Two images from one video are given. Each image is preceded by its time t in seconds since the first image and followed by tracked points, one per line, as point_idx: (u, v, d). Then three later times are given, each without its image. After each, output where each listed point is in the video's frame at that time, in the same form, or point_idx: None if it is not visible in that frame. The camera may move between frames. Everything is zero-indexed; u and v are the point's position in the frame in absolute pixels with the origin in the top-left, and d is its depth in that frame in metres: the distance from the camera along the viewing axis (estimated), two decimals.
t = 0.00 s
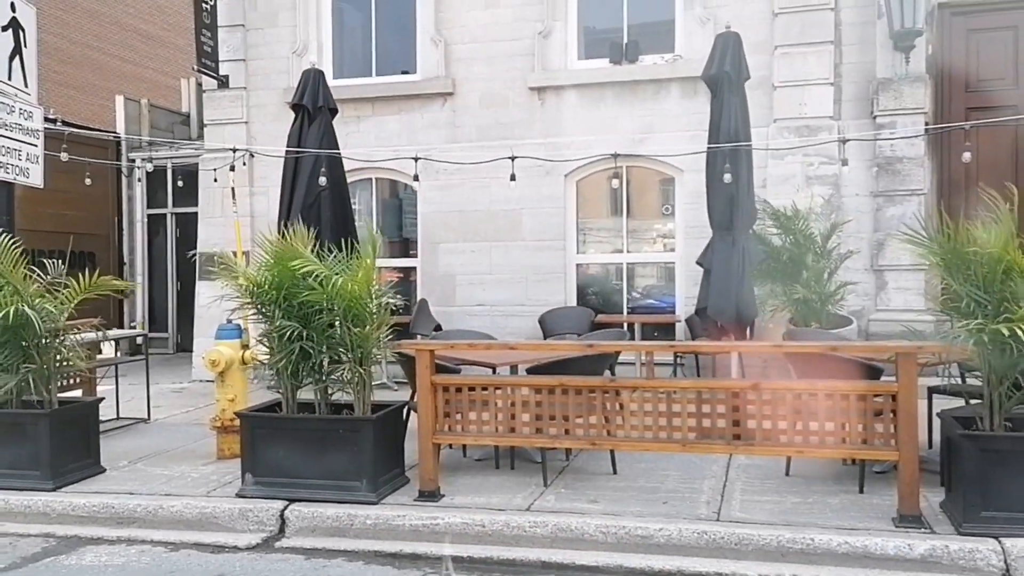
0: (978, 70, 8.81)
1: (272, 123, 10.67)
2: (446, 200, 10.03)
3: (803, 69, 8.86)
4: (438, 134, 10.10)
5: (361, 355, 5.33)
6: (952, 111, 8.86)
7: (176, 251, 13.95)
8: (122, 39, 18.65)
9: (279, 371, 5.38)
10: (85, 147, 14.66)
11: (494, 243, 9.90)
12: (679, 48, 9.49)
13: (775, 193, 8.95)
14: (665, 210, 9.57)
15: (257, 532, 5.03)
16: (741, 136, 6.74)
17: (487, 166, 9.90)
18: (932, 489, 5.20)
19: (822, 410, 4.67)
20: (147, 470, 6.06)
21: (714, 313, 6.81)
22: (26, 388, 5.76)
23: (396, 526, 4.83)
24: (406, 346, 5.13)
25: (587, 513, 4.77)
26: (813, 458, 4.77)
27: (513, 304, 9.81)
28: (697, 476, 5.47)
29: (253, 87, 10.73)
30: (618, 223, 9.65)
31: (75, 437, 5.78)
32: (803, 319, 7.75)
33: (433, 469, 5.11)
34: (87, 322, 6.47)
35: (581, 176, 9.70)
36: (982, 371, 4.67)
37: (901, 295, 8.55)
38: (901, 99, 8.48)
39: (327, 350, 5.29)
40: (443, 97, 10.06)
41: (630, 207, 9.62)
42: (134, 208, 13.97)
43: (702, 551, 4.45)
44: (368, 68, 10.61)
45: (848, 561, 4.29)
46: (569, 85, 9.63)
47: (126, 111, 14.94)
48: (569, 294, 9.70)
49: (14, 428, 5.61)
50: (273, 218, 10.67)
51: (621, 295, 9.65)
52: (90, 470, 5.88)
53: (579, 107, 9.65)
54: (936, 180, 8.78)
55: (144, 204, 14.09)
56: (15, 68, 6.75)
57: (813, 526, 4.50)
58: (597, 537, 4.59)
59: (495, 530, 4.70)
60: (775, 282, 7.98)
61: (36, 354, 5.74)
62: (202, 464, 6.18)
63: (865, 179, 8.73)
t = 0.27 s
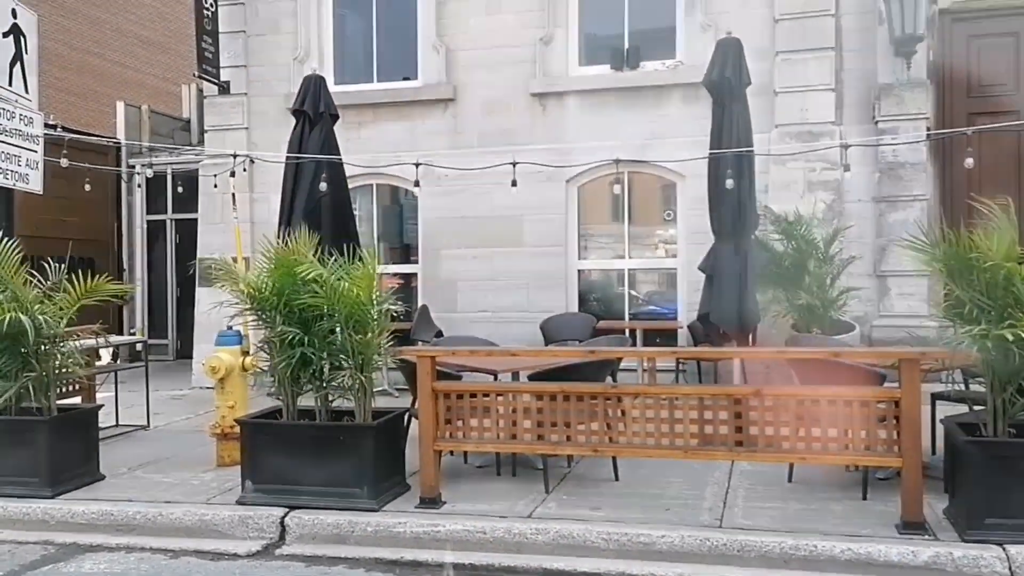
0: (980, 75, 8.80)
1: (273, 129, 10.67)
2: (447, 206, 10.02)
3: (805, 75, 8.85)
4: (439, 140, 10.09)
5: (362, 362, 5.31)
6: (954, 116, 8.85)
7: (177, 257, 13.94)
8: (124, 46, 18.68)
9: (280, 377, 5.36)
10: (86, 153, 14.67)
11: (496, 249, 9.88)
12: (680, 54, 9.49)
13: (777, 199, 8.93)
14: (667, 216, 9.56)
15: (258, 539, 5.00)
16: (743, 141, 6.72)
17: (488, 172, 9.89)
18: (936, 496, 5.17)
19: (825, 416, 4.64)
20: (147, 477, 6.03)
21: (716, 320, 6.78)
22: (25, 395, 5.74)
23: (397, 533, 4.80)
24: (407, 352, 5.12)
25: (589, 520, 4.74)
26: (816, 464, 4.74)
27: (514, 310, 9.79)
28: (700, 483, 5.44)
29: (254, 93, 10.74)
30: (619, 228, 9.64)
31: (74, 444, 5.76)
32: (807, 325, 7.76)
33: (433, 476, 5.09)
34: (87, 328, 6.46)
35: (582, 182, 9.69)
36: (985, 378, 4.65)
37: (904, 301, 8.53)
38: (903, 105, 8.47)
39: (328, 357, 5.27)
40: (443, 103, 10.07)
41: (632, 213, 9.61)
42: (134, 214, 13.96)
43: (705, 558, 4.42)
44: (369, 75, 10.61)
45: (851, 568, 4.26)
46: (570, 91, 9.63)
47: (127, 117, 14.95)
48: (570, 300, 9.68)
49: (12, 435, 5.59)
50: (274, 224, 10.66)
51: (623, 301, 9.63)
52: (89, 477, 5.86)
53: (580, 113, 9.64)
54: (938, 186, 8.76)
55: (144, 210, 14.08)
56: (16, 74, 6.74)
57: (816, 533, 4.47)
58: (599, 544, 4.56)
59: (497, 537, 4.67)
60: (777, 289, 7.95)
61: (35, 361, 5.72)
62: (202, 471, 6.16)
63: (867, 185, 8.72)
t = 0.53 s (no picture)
0: (980, 80, 8.81)
1: (274, 133, 10.68)
2: (447, 210, 10.03)
3: (805, 79, 8.86)
4: (440, 144, 10.10)
5: (361, 366, 5.31)
6: (954, 121, 8.86)
7: (177, 261, 13.94)
8: (125, 50, 18.71)
9: (280, 381, 5.36)
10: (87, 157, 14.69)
11: (496, 253, 9.89)
12: (681, 59, 9.51)
13: (777, 203, 8.94)
14: (667, 220, 9.56)
15: (257, 544, 5.00)
16: (744, 146, 6.72)
17: (489, 176, 9.90)
18: (936, 501, 5.16)
19: (825, 421, 4.64)
20: (147, 480, 6.03)
21: (716, 324, 6.77)
22: (26, 399, 5.74)
23: (397, 538, 4.79)
24: (407, 356, 5.12)
25: (589, 525, 4.74)
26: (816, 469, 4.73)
27: (515, 313, 9.79)
28: (699, 488, 5.44)
29: (255, 97, 10.75)
30: (620, 232, 9.65)
31: (75, 448, 5.76)
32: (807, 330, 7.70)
33: (433, 480, 5.08)
34: (87, 331, 6.46)
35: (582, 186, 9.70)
36: (985, 383, 4.65)
37: (904, 305, 8.53)
38: (904, 110, 8.48)
39: (328, 361, 5.27)
40: (444, 107, 10.08)
41: (632, 217, 9.61)
42: (135, 218, 13.97)
43: (705, 563, 4.42)
44: (370, 79, 10.63)
45: (851, 574, 4.26)
46: (571, 95, 9.64)
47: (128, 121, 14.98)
48: (570, 304, 9.68)
49: (12, 438, 5.59)
50: (274, 228, 10.66)
51: (623, 306, 9.64)
52: (89, 480, 5.86)
53: (580, 117, 9.66)
54: (938, 191, 8.77)
55: (145, 214, 14.09)
56: (18, 78, 6.74)
57: (816, 538, 4.47)
58: (598, 549, 4.55)
59: (496, 542, 4.67)
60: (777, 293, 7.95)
61: (35, 365, 5.72)
62: (202, 475, 6.15)
63: (867, 189, 8.72)
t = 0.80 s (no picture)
0: (980, 87, 8.82)
1: (275, 139, 10.70)
2: (448, 216, 10.03)
3: (805, 86, 8.87)
4: (440, 150, 10.11)
5: (362, 371, 5.31)
6: (954, 128, 8.86)
7: (178, 267, 13.94)
8: (126, 56, 18.76)
9: (280, 387, 5.35)
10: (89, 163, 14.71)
11: (496, 259, 9.88)
12: (681, 65, 9.52)
13: (778, 210, 8.94)
14: (668, 227, 9.56)
15: (257, 550, 4.98)
16: (745, 152, 6.71)
17: (489, 182, 9.91)
18: (937, 509, 5.15)
19: (826, 428, 4.63)
20: (146, 486, 6.02)
21: (717, 331, 6.74)
22: (26, 405, 5.73)
23: (396, 544, 4.78)
24: (407, 362, 5.11)
25: (589, 532, 4.72)
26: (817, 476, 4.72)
27: (515, 320, 9.78)
28: (700, 494, 5.42)
29: (256, 103, 10.77)
30: (620, 238, 9.64)
31: (75, 453, 5.75)
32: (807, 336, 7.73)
33: (433, 486, 5.07)
34: (88, 337, 6.45)
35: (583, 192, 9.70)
36: (986, 390, 4.65)
37: (904, 312, 8.52)
38: (904, 117, 8.49)
39: (328, 366, 5.26)
40: (445, 113, 10.09)
41: (632, 223, 9.61)
42: (136, 224, 13.98)
43: (705, 570, 4.40)
44: (371, 85, 10.64)
45: None
46: (572, 102, 9.65)
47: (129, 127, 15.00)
48: (571, 310, 9.68)
49: (12, 444, 5.58)
50: (275, 233, 10.66)
51: (623, 312, 9.63)
52: (89, 486, 5.85)
53: (581, 123, 9.67)
54: (938, 198, 8.77)
55: (146, 219, 14.10)
56: (19, 83, 6.75)
57: (817, 546, 4.45)
58: (598, 555, 4.54)
59: (496, 548, 4.66)
60: (778, 299, 7.94)
61: (36, 371, 5.71)
62: (201, 481, 6.14)
63: (868, 196, 8.73)
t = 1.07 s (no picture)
0: (981, 92, 8.83)
1: (276, 143, 10.71)
2: (448, 219, 10.04)
3: (806, 90, 8.88)
4: (441, 154, 10.12)
5: (362, 375, 5.31)
6: (955, 132, 8.87)
7: (178, 270, 13.95)
8: (127, 59, 18.78)
9: (280, 391, 5.36)
10: (90, 166, 14.72)
11: (497, 262, 9.89)
12: (682, 69, 9.53)
13: (778, 214, 8.94)
14: (668, 231, 9.57)
15: (257, 553, 4.98)
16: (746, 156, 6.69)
17: (490, 186, 9.92)
18: (937, 513, 5.14)
19: (827, 432, 4.63)
20: (147, 489, 6.02)
21: (717, 336, 6.72)
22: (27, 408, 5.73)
23: (396, 548, 4.78)
24: (408, 366, 5.11)
25: (589, 536, 4.72)
26: (817, 481, 4.72)
27: (516, 323, 9.79)
28: (700, 499, 5.42)
29: (257, 107, 10.79)
30: (620, 242, 9.65)
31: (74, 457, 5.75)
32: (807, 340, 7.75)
33: (433, 491, 5.07)
34: (88, 340, 6.46)
35: (584, 196, 9.71)
36: (987, 395, 4.65)
37: (905, 316, 8.52)
38: (905, 121, 8.50)
39: (329, 370, 5.27)
40: (446, 117, 10.10)
41: (633, 226, 9.62)
42: (137, 227, 14.00)
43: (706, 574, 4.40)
44: (372, 88, 10.66)
45: None
46: (572, 106, 9.67)
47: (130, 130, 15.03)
48: (571, 314, 9.68)
49: (13, 447, 5.58)
50: (275, 236, 10.67)
51: (623, 316, 9.63)
52: (90, 490, 5.85)
53: (582, 127, 9.68)
54: (938, 202, 8.78)
55: (146, 222, 14.12)
56: (21, 87, 6.76)
57: (818, 550, 4.45)
58: (599, 560, 4.54)
59: (496, 552, 4.66)
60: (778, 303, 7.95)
61: (36, 374, 5.72)
62: (201, 484, 6.14)
63: (868, 201, 8.73)
